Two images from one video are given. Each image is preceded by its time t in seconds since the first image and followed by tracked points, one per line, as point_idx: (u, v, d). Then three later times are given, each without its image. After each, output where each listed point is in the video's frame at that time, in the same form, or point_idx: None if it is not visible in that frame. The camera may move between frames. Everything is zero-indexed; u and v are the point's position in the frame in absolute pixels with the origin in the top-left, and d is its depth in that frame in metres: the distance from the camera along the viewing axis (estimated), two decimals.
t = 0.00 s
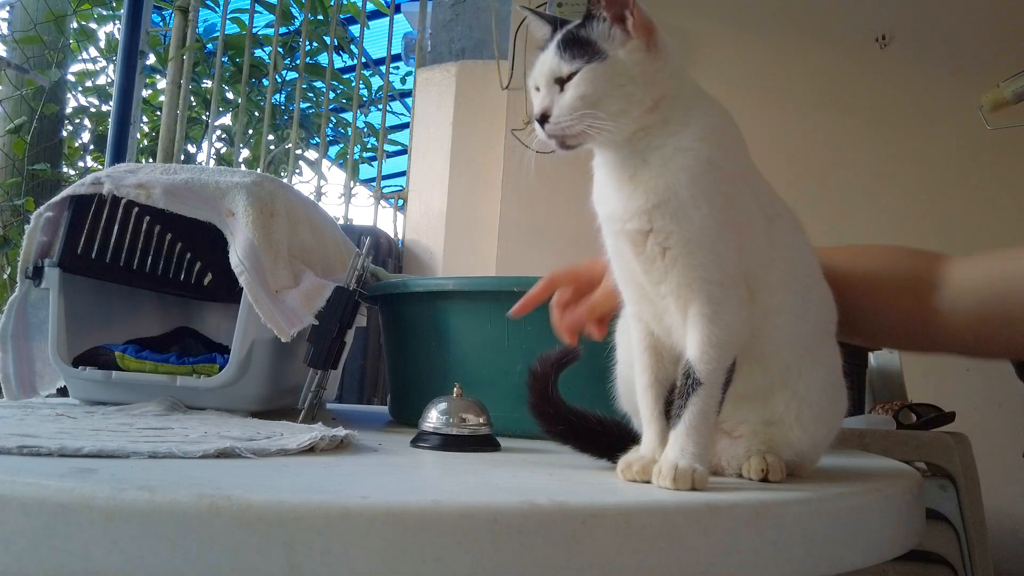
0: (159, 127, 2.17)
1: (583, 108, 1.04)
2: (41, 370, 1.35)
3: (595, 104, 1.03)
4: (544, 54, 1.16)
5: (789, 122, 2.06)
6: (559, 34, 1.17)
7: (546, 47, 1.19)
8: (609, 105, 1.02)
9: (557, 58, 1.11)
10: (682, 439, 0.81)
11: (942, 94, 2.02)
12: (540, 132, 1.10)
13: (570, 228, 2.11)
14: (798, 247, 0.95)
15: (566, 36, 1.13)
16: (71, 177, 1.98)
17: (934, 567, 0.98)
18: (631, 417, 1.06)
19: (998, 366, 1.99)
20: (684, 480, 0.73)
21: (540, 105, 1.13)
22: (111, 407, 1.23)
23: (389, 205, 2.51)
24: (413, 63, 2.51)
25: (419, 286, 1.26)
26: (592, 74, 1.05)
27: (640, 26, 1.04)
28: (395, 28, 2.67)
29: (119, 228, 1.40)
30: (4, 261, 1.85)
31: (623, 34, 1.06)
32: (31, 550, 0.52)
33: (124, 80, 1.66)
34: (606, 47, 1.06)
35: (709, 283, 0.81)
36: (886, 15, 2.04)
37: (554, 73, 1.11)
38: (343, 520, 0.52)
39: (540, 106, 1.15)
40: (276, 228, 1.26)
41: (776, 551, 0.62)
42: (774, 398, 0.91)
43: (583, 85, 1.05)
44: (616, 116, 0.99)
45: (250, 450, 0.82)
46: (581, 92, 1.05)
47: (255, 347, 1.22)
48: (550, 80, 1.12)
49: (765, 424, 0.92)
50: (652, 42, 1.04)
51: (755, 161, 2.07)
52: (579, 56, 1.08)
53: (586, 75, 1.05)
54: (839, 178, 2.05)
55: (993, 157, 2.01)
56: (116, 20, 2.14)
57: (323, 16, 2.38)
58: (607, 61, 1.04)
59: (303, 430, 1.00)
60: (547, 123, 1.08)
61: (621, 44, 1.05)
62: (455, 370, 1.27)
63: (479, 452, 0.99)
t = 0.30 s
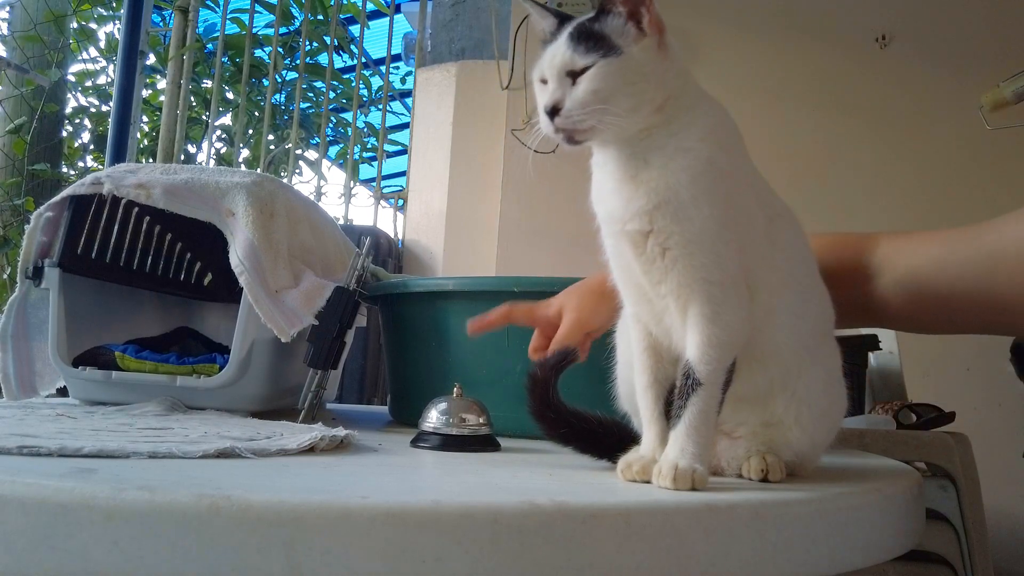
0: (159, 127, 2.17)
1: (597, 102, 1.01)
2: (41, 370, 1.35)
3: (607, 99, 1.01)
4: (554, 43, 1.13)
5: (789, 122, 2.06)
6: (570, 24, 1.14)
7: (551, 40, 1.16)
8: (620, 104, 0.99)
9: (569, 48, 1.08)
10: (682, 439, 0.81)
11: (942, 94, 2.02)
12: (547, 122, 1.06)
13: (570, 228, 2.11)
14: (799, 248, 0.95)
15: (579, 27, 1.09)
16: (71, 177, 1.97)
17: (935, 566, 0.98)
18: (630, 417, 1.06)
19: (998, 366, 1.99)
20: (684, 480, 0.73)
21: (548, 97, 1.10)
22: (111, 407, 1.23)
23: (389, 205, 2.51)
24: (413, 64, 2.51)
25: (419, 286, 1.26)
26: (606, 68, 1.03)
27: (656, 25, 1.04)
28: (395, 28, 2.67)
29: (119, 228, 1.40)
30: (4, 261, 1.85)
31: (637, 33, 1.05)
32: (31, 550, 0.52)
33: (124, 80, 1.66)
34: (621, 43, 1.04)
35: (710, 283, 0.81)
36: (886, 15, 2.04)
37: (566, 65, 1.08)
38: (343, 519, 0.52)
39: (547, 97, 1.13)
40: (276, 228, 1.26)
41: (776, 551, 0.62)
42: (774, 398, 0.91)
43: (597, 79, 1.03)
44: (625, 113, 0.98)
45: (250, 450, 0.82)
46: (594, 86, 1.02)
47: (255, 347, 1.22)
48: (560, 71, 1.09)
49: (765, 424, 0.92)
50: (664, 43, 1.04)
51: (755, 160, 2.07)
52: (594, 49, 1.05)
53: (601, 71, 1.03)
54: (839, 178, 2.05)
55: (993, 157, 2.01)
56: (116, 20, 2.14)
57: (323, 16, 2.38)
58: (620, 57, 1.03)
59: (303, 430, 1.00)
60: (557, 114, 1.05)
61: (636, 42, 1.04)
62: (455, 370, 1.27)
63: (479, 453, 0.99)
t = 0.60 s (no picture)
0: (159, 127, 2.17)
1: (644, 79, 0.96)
2: (41, 370, 1.35)
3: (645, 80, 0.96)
4: (586, 19, 1.08)
5: (789, 121, 2.06)
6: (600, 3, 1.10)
7: (570, 20, 1.12)
8: (657, 88, 0.95)
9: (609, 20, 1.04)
10: (681, 438, 0.81)
11: (942, 94, 2.02)
12: (581, 92, 0.99)
13: (571, 228, 2.10)
14: (799, 247, 0.95)
15: (615, 6, 1.06)
16: (71, 177, 1.97)
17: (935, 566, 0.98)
18: (630, 416, 1.06)
19: (998, 367, 1.99)
20: (684, 480, 0.73)
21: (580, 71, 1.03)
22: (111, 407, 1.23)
23: (389, 205, 2.51)
24: (412, 64, 2.51)
25: (419, 286, 1.26)
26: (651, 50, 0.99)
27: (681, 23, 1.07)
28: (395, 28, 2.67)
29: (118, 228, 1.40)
30: (4, 261, 1.84)
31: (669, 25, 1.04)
32: (31, 550, 0.52)
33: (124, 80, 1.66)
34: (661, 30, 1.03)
35: (709, 282, 0.82)
36: (886, 15, 2.04)
37: (607, 38, 1.03)
38: (344, 519, 0.52)
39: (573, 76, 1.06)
40: (276, 228, 1.26)
41: (776, 551, 0.62)
42: (774, 399, 0.90)
43: (640, 58, 0.99)
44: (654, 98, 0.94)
45: (250, 450, 0.82)
46: (637, 64, 0.98)
47: (255, 347, 1.22)
48: (597, 45, 1.04)
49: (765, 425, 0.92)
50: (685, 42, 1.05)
51: (756, 160, 2.07)
52: (639, 25, 1.02)
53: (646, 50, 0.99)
54: (839, 177, 2.05)
55: (994, 157, 2.01)
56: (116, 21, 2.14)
57: (323, 16, 2.38)
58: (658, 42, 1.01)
59: (303, 431, 1.00)
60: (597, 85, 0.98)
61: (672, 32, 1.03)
62: (455, 370, 1.27)
63: (479, 453, 0.99)
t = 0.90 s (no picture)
0: (159, 127, 2.17)
1: (662, 75, 0.96)
2: (41, 370, 1.35)
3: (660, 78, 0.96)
4: (597, 16, 1.07)
5: (789, 121, 2.06)
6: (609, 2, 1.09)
7: (578, 18, 1.11)
8: (673, 85, 0.95)
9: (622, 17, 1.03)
10: (681, 438, 0.81)
11: (942, 93, 2.02)
12: (595, 88, 0.97)
13: (571, 229, 2.10)
14: (800, 247, 0.95)
15: (626, 4, 1.05)
16: (71, 177, 1.97)
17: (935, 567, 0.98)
18: (629, 416, 1.06)
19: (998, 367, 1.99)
20: (684, 480, 0.73)
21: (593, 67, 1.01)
22: (111, 407, 1.23)
23: (389, 205, 2.52)
24: (412, 64, 2.51)
25: (419, 285, 1.26)
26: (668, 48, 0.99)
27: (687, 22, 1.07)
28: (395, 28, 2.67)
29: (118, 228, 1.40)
30: (4, 261, 1.84)
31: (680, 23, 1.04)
32: (31, 550, 0.52)
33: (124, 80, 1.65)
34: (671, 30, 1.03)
35: (710, 282, 0.82)
36: (886, 15, 2.04)
37: (621, 35, 1.02)
38: (344, 519, 0.52)
39: (585, 73, 1.05)
40: (276, 228, 1.26)
41: (775, 552, 0.62)
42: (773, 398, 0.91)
43: (655, 55, 0.98)
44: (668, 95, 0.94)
45: (250, 450, 0.82)
46: (653, 60, 0.98)
47: (255, 347, 1.22)
48: (611, 42, 1.02)
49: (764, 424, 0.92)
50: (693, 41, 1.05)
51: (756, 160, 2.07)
52: (653, 22, 1.02)
53: (662, 47, 0.99)
54: (839, 177, 2.04)
55: (994, 158, 2.01)
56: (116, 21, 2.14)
57: (323, 16, 2.38)
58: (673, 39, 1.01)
59: (303, 430, 1.00)
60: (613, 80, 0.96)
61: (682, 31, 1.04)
62: (455, 370, 1.27)
63: (479, 453, 0.99)
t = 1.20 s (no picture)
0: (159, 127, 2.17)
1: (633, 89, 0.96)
2: (41, 370, 1.35)
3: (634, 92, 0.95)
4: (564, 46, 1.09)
5: (788, 121, 2.06)
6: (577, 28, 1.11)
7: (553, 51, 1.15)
8: (647, 97, 0.94)
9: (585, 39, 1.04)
10: (681, 439, 0.81)
11: (942, 93, 2.02)
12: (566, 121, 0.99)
13: (570, 229, 2.10)
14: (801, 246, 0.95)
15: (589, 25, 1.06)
16: (72, 177, 1.97)
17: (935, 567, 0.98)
18: (629, 416, 1.06)
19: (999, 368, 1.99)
20: (684, 480, 0.73)
21: (564, 99, 1.04)
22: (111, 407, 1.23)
23: (389, 205, 2.52)
24: (412, 64, 2.51)
25: (419, 285, 1.26)
26: (635, 58, 0.99)
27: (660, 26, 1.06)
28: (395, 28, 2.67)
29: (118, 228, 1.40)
30: (4, 261, 1.84)
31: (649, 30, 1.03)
32: (31, 550, 0.52)
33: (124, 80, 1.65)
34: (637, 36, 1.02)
35: (710, 282, 0.81)
36: (886, 15, 2.04)
37: (584, 60, 1.03)
38: (344, 519, 0.52)
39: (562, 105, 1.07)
40: (276, 228, 1.26)
41: (775, 552, 0.62)
42: (773, 398, 0.91)
43: (621, 69, 0.98)
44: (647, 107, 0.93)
45: (250, 450, 0.82)
46: (619, 76, 0.98)
47: (255, 347, 1.22)
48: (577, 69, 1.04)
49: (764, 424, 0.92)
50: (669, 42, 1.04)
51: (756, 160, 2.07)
52: (615, 37, 1.02)
53: (629, 60, 0.99)
54: (839, 177, 2.04)
55: (994, 158, 2.01)
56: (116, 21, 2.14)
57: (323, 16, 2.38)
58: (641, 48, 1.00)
59: (303, 430, 1.00)
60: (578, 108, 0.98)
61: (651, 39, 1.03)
62: (455, 370, 1.27)
63: (479, 453, 0.99)
